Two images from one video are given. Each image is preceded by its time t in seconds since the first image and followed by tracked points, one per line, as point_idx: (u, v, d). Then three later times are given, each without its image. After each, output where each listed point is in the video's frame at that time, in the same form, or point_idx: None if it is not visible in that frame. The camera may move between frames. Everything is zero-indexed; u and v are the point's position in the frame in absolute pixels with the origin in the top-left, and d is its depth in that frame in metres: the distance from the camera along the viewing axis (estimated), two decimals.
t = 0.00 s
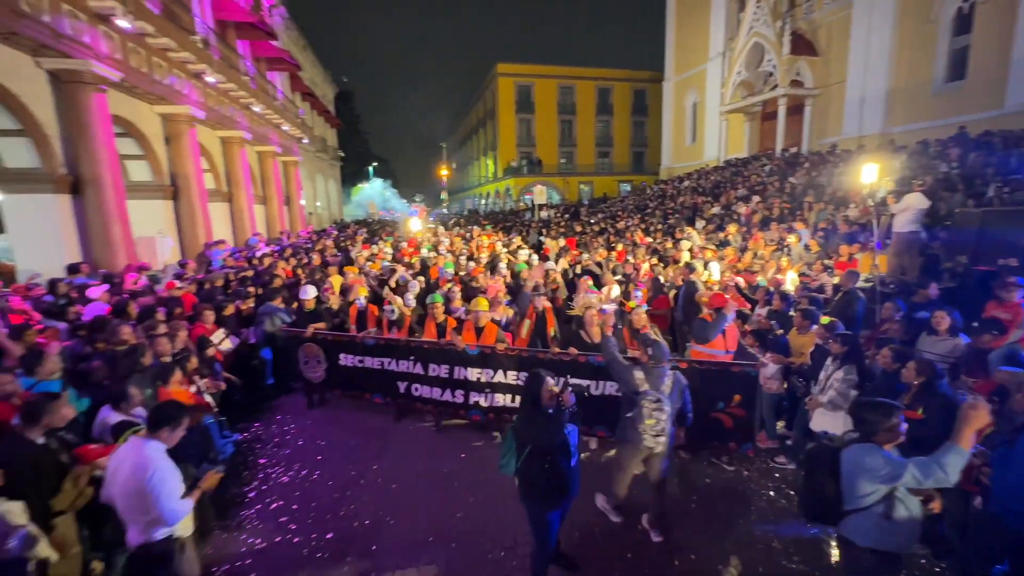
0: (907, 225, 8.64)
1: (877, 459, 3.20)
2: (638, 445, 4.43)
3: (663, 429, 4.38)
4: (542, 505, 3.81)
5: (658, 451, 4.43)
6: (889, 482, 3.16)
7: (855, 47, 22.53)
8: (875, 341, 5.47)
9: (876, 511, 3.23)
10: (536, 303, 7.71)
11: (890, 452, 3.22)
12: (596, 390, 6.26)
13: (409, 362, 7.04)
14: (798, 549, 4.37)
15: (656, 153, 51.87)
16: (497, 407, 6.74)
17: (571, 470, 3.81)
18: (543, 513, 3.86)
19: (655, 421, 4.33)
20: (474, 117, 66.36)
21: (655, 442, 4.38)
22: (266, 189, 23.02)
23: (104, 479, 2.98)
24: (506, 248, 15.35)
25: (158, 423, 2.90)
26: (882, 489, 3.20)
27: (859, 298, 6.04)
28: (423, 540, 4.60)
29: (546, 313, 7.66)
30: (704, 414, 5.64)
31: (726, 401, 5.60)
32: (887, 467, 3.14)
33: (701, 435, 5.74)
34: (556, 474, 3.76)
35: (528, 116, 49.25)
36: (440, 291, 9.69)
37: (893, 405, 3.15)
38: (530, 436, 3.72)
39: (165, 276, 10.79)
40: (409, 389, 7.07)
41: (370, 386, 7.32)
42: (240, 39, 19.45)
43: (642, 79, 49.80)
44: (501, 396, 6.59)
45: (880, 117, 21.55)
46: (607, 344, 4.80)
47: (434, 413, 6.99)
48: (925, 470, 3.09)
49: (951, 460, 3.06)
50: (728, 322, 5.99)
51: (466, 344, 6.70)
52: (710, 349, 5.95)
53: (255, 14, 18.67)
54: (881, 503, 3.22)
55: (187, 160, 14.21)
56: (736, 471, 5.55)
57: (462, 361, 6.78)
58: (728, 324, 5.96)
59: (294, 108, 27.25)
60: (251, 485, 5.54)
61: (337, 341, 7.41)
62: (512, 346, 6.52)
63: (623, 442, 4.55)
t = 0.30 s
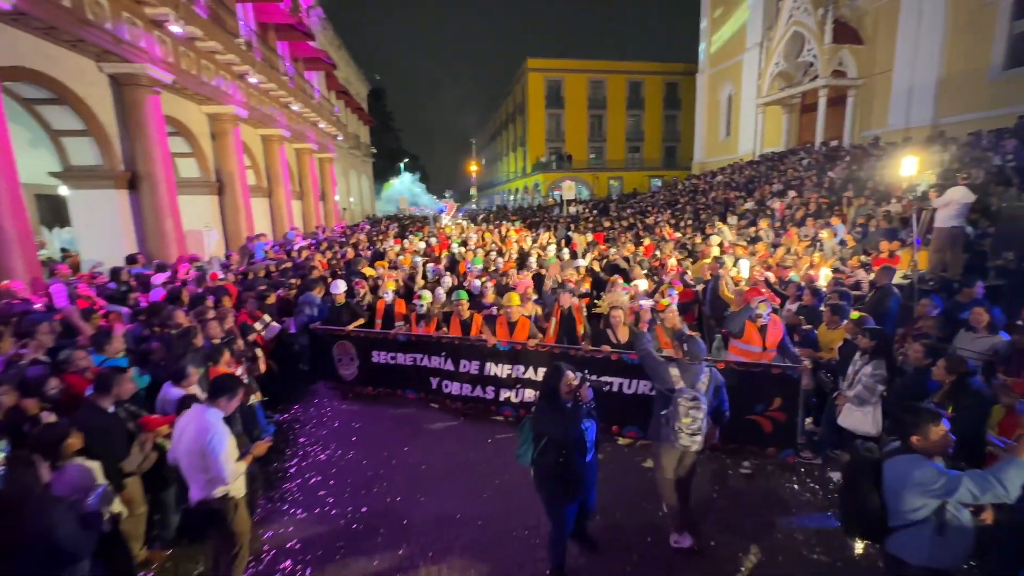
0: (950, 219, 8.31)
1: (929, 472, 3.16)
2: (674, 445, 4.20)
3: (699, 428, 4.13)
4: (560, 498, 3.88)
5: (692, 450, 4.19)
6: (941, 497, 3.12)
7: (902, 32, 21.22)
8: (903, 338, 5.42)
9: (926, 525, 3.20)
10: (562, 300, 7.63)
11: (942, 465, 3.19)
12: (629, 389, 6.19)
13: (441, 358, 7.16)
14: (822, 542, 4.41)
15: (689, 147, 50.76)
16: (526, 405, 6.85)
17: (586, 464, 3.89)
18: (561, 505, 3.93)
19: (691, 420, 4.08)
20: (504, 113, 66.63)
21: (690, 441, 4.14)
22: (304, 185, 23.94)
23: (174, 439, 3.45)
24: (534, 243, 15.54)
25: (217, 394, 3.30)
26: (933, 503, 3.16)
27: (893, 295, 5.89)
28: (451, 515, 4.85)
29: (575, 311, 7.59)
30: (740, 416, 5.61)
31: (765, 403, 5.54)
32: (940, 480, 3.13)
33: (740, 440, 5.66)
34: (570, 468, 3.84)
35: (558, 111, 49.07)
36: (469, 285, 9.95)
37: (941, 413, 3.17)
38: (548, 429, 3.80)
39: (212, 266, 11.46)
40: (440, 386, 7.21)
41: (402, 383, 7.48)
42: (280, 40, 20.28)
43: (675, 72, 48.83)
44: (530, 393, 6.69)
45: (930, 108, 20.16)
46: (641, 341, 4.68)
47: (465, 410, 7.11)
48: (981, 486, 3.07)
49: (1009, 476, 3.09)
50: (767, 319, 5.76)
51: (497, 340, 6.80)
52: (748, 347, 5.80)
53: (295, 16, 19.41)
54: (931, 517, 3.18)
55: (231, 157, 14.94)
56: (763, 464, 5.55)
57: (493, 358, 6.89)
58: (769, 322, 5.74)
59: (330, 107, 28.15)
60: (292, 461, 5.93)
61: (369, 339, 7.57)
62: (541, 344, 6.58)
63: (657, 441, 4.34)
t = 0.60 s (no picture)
0: (993, 215, 8.00)
1: (969, 482, 3.07)
2: (704, 444, 4.22)
3: (729, 427, 4.14)
4: (581, 488, 3.92)
5: (722, 449, 4.19)
6: (983, 509, 3.04)
7: (951, 18, 20.19)
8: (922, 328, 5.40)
9: (969, 537, 3.14)
10: (591, 300, 7.47)
11: (987, 476, 3.07)
12: (654, 388, 6.01)
13: (463, 349, 6.98)
14: (842, 533, 4.52)
15: (721, 141, 49.50)
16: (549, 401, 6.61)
17: (605, 460, 3.88)
18: (581, 497, 3.98)
19: (721, 420, 4.09)
20: (532, 109, 66.54)
21: (720, 442, 4.15)
22: (337, 181, 24.69)
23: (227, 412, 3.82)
24: (560, 239, 15.63)
25: (265, 370, 3.64)
26: (977, 516, 3.07)
27: (927, 292, 5.75)
28: (476, 497, 5.06)
29: (606, 311, 7.47)
30: (772, 417, 5.42)
31: (798, 406, 5.30)
32: (978, 490, 3.03)
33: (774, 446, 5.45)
34: (592, 463, 3.86)
35: (586, 105, 48.75)
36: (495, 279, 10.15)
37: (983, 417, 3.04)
38: (566, 422, 3.86)
39: (251, 259, 12.02)
40: (463, 375, 7.04)
41: (424, 370, 7.35)
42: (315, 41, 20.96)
43: (708, 64, 47.69)
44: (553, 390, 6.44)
45: (980, 100, 19.05)
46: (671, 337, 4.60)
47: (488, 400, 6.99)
48: None
49: None
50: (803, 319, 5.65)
51: (521, 335, 6.53)
52: (784, 348, 5.64)
53: (329, 16, 20.01)
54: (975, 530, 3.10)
55: (270, 156, 15.50)
56: (789, 461, 5.53)
57: (515, 353, 6.65)
58: (803, 322, 5.67)
59: (362, 104, 28.85)
60: (327, 442, 6.28)
61: (391, 326, 7.44)
62: (567, 339, 6.29)
63: (688, 439, 4.37)
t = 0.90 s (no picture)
0: None
1: (1003, 488, 3.23)
2: (742, 446, 4.26)
3: (767, 429, 4.20)
4: (615, 487, 3.91)
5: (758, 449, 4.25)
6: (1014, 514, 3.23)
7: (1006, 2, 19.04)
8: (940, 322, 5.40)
9: (999, 541, 3.34)
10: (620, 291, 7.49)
11: None
12: (681, 382, 5.99)
13: (486, 344, 7.08)
14: (862, 527, 4.55)
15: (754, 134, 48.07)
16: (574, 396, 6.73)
17: (637, 461, 3.85)
18: (613, 497, 3.99)
19: (761, 422, 4.14)
20: (559, 103, 66.15)
21: (758, 444, 4.20)
22: (367, 177, 25.34)
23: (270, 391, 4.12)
24: (585, 234, 15.69)
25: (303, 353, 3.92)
26: (1008, 519, 3.27)
27: (962, 289, 5.55)
28: (498, 479, 5.29)
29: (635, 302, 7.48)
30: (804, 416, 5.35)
31: (831, 404, 5.22)
32: (1010, 494, 3.20)
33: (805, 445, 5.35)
34: (624, 465, 3.85)
35: (614, 99, 48.18)
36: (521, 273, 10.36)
37: None
38: (604, 434, 3.82)
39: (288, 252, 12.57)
40: (486, 371, 7.14)
41: (447, 367, 7.47)
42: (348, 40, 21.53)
43: (742, 54, 46.31)
44: (579, 384, 6.53)
45: None
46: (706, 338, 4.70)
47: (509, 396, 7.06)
48: None
49: None
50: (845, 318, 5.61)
51: (545, 329, 6.63)
52: (826, 347, 5.55)
53: (361, 15, 20.53)
54: (1005, 533, 3.31)
55: (304, 153, 16.18)
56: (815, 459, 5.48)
57: (539, 346, 6.75)
58: (843, 322, 5.65)
59: (391, 101, 29.41)
60: (359, 424, 6.64)
61: (414, 323, 7.56)
62: (593, 334, 6.36)
63: (722, 440, 4.41)
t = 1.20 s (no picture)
0: None
1: None
2: (788, 450, 4.13)
3: (813, 431, 4.06)
4: (640, 489, 3.79)
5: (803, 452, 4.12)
6: None
7: None
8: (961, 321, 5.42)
9: None
10: (643, 294, 7.44)
11: None
12: (703, 389, 5.76)
13: (506, 345, 6.97)
14: (879, 520, 4.63)
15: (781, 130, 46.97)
16: (594, 397, 6.56)
17: (663, 462, 3.74)
18: (633, 499, 3.87)
19: (807, 424, 4.01)
20: (581, 99, 65.79)
21: (806, 447, 4.06)
22: (391, 175, 25.86)
23: (305, 375, 4.43)
24: (606, 231, 15.78)
25: (338, 341, 4.22)
26: None
27: (988, 288, 5.51)
28: (519, 465, 5.52)
29: (658, 308, 7.40)
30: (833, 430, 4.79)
31: (863, 416, 4.78)
32: None
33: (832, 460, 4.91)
34: (651, 467, 3.75)
35: (637, 95, 47.77)
36: (542, 271, 10.57)
37: None
38: (628, 441, 3.77)
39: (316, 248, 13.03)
40: (506, 371, 7.03)
41: (466, 367, 7.35)
42: (373, 41, 22.01)
43: (770, 48, 45.26)
44: (600, 386, 6.38)
45: None
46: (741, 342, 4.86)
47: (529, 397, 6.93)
48: None
49: None
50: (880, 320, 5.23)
51: (565, 330, 6.50)
52: (853, 352, 5.30)
53: (386, 16, 20.93)
54: None
55: (332, 152, 16.66)
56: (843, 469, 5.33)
57: (559, 347, 6.62)
58: (882, 326, 5.22)
59: (415, 100, 29.84)
60: (385, 412, 6.95)
61: (434, 321, 7.47)
62: (614, 336, 6.21)
63: (765, 443, 4.28)
